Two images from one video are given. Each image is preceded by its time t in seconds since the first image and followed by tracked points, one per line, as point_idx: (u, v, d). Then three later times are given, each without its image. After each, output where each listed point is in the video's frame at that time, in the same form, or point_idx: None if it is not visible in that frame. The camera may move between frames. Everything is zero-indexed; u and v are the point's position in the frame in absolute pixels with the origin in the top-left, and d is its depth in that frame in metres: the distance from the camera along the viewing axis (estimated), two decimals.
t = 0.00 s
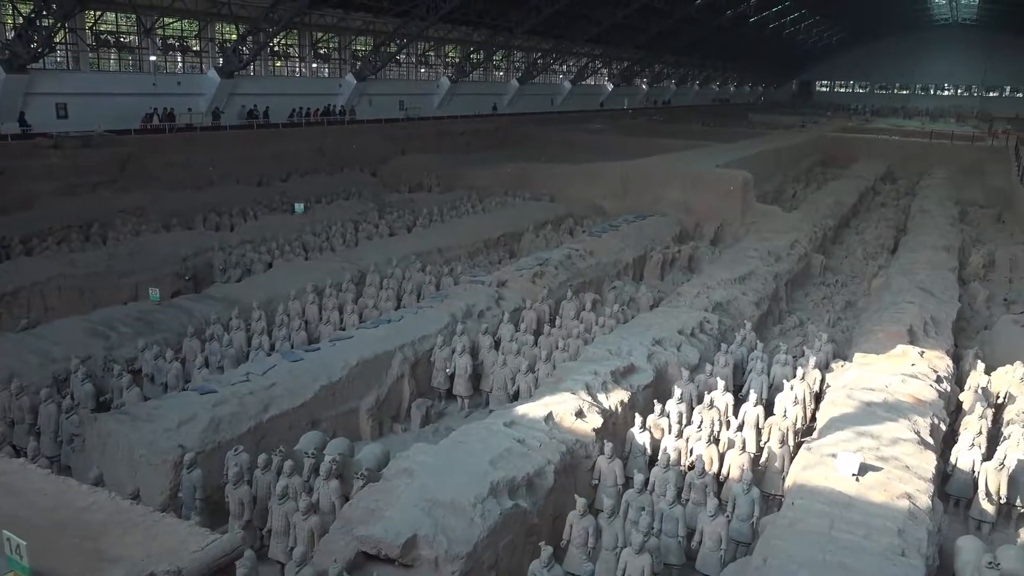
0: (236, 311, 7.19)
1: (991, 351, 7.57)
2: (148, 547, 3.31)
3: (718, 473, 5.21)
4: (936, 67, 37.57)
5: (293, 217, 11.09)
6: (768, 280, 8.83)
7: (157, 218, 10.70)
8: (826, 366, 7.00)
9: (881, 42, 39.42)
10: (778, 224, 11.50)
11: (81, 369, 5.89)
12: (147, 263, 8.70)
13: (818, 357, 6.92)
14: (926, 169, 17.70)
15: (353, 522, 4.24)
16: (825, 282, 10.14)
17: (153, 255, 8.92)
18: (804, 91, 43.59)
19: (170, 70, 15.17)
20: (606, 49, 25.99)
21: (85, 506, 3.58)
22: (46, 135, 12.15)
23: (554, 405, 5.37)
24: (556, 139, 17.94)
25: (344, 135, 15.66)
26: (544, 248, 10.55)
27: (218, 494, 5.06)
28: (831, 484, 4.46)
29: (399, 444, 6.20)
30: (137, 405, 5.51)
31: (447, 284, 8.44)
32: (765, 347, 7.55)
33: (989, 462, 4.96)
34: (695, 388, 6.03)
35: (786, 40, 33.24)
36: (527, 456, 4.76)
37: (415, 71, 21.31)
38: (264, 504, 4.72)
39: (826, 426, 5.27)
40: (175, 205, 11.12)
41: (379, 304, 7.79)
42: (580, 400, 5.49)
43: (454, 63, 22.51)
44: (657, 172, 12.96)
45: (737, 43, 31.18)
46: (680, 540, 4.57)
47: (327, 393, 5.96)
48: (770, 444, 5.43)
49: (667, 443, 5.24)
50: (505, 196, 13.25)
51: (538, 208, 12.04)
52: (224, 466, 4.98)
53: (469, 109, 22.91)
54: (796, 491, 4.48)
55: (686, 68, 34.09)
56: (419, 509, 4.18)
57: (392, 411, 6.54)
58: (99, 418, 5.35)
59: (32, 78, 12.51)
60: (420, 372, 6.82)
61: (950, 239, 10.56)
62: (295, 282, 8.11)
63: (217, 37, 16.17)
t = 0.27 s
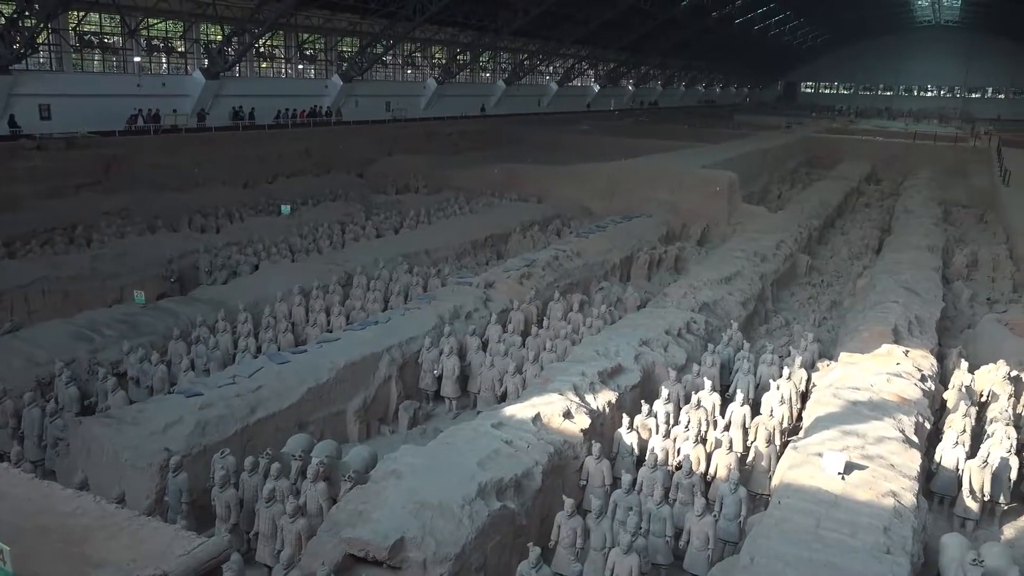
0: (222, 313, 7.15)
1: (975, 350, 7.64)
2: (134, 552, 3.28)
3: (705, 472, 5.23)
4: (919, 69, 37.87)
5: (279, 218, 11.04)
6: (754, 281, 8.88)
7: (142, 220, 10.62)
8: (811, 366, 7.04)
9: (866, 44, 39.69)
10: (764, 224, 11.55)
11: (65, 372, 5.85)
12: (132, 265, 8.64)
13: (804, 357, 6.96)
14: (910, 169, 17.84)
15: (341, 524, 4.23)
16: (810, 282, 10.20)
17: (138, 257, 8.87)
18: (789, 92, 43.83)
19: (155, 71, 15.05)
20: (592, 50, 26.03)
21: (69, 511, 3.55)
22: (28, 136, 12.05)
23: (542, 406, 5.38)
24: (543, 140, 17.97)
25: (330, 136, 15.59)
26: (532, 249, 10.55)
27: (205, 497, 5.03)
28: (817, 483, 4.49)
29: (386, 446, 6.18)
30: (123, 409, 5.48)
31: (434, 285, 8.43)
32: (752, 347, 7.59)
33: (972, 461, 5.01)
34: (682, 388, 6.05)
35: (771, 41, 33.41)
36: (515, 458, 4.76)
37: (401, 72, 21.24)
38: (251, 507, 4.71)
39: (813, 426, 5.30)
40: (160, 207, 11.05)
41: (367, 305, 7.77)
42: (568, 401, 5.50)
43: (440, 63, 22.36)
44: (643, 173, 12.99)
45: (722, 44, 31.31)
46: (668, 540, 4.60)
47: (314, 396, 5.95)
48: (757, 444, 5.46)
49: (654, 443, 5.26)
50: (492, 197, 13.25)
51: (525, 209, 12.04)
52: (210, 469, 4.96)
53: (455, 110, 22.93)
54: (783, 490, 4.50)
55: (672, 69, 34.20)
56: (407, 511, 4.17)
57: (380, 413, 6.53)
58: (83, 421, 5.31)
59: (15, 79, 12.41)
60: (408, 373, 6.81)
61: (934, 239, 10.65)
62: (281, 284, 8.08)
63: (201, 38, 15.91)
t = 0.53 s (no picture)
0: (208, 315, 7.12)
1: (957, 349, 7.72)
2: (118, 556, 3.26)
3: (692, 472, 5.25)
4: (902, 70, 38.20)
5: (265, 220, 11.00)
6: (740, 281, 8.92)
7: (126, 222, 10.55)
8: (797, 366, 7.08)
9: (849, 46, 39.99)
10: (750, 224, 11.61)
11: (49, 376, 5.80)
12: (116, 268, 8.59)
13: (790, 356, 7.00)
14: (894, 170, 17.98)
15: (328, 527, 4.21)
16: (796, 282, 10.26)
17: (122, 260, 8.81)
18: (774, 94, 44.09)
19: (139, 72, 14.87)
20: (578, 52, 26.08)
21: (53, 515, 3.52)
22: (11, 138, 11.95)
23: (529, 407, 5.38)
24: (529, 142, 17.99)
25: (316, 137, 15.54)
26: (519, 250, 10.56)
27: (190, 501, 5.00)
28: (803, 482, 4.52)
29: (373, 448, 6.17)
30: (107, 412, 5.44)
31: (421, 287, 8.42)
32: (738, 347, 7.63)
33: (956, 459, 5.06)
34: (669, 388, 6.08)
35: (756, 42, 33.60)
36: (502, 459, 4.76)
37: (388, 74, 21.17)
38: (237, 511, 4.68)
39: (798, 425, 5.34)
40: (145, 209, 10.99)
41: (353, 307, 7.75)
42: (555, 402, 5.51)
43: (426, 65, 22.32)
44: (630, 174, 13.03)
45: (708, 45, 31.46)
46: (655, 540, 4.61)
47: (301, 398, 5.93)
48: (743, 444, 5.49)
49: (641, 444, 5.27)
50: (478, 198, 13.25)
51: (512, 210, 12.05)
52: (196, 473, 4.93)
53: (441, 111, 22.89)
54: (769, 490, 4.52)
55: (658, 71, 34.32)
56: (394, 512, 4.16)
57: (367, 415, 6.52)
58: (67, 425, 5.27)
59: None
60: (395, 375, 6.80)
61: (917, 239, 10.74)
62: (267, 286, 8.04)
63: (186, 39, 15.79)
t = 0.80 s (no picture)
0: (193, 318, 7.08)
1: (940, 348, 7.79)
2: (103, 558, 3.25)
3: (679, 472, 5.27)
4: (885, 72, 38.51)
5: (250, 222, 10.95)
6: (726, 282, 8.97)
7: (110, 224, 10.47)
8: (782, 365, 7.12)
9: (833, 48, 40.28)
10: (735, 225, 11.67)
11: (32, 380, 5.75)
12: (100, 271, 8.53)
13: (775, 356, 7.04)
14: (877, 171, 18.12)
15: (315, 529, 4.20)
16: (781, 282, 10.32)
17: (106, 263, 8.75)
18: (759, 95, 44.31)
19: (122, 73, 14.80)
20: (564, 53, 26.13)
21: (36, 519, 3.50)
22: None
23: (516, 408, 5.39)
24: (515, 143, 18.00)
25: (301, 138, 15.48)
26: (505, 251, 10.57)
27: (176, 505, 4.98)
28: (789, 481, 4.55)
29: (360, 450, 6.15)
30: (91, 416, 5.40)
31: (408, 288, 8.41)
32: (724, 347, 7.66)
33: (939, 457, 5.11)
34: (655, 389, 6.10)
35: (741, 44, 33.78)
36: (489, 460, 4.77)
37: (374, 75, 21.15)
38: (223, 514, 4.67)
39: (783, 425, 5.37)
40: (129, 211, 10.91)
41: (340, 309, 7.72)
42: (542, 402, 5.52)
43: (412, 66, 22.36)
44: (616, 176, 13.07)
45: (693, 47, 31.60)
46: (642, 540, 4.63)
47: (287, 401, 5.90)
48: (729, 443, 5.52)
49: (628, 444, 5.29)
50: (465, 199, 13.25)
51: (499, 211, 12.06)
52: (181, 476, 4.90)
53: (428, 113, 22.86)
54: (755, 489, 4.55)
55: (643, 72, 34.42)
56: (382, 514, 4.16)
57: (353, 417, 6.50)
58: (51, 429, 5.23)
59: None
60: (382, 377, 6.79)
61: (901, 239, 10.83)
62: (253, 288, 8.01)
63: (170, 40, 15.78)
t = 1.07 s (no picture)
0: (178, 320, 7.04)
1: (923, 348, 7.86)
2: (87, 564, 3.23)
3: (665, 472, 5.30)
4: (868, 74, 38.81)
5: (235, 224, 10.91)
6: (711, 283, 9.01)
7: (93, 226, 10.39)
8: (767, 366, 7.16)
9: (816, 49, 40.55)
10: (720, 226, 11.73)
11: (14, 384, 5.70)
12: (83, 274, 8.47)
13: (760, 356, 7.08)
14: (860, 172, 18.27)
15: (302, 532, 4.19)
16: (766, 283, 10.39)
17: (89, 266, 8.68)
18: (743, 97, 44.54)
19: (106, 74, 14.70)
20: (550, 55, 26.17)
21: (19, 525, 3.48)
22: None
23: (502, 409, 5.40)
24: (502, 145, 18.00)
25: (287, 140, 15.43)
26: (492, 252, 10.58)
27: (161, 509, 4.95)
28: (774, 480, 4.58)
29: (346, 452, 6.13)
30: (75, 420, 5.36)
31: (394, 290, 8.40)
32: (709, 348, 7.70)
33: (923, 455, 5.16)
34: (642, 389, 6.12)
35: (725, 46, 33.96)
36: (476, 462, 4.77)
37: (359, 76, 21.10)
38: (209, 518, 4.64)
39: (769, 424, 5.40)
40: (112, 214, 10.84)
41: (325, 311, 7.70)
42: (529, 404, 5.53)
43: (397, 68, 22.34)
44: (601, 177, 13.10)
45: (678, 49, 31.74)
46: (629, 540, 4.64)
47: (273, 403, 5.88)
48: (714, 443, 5.55)
49: (615, 445, 5.31)
50: (450, 201, 13.24)
51: (485, 213, 12.07)
52: (166, 480, 4.87)
53: (414, 115, 22.84)
54: (741, 488, 4.58)
55: (629, 74, 34.54)
56: (368, 516, 4.15)
57: (340, 419, 6.48)
58: (34, 434, 5.18)
59: None
60: (368, 379, 6.77)
61: (884, 240, 10.92)
62: (238, 290, 7.98)
63: (154, 41, 15.66)
